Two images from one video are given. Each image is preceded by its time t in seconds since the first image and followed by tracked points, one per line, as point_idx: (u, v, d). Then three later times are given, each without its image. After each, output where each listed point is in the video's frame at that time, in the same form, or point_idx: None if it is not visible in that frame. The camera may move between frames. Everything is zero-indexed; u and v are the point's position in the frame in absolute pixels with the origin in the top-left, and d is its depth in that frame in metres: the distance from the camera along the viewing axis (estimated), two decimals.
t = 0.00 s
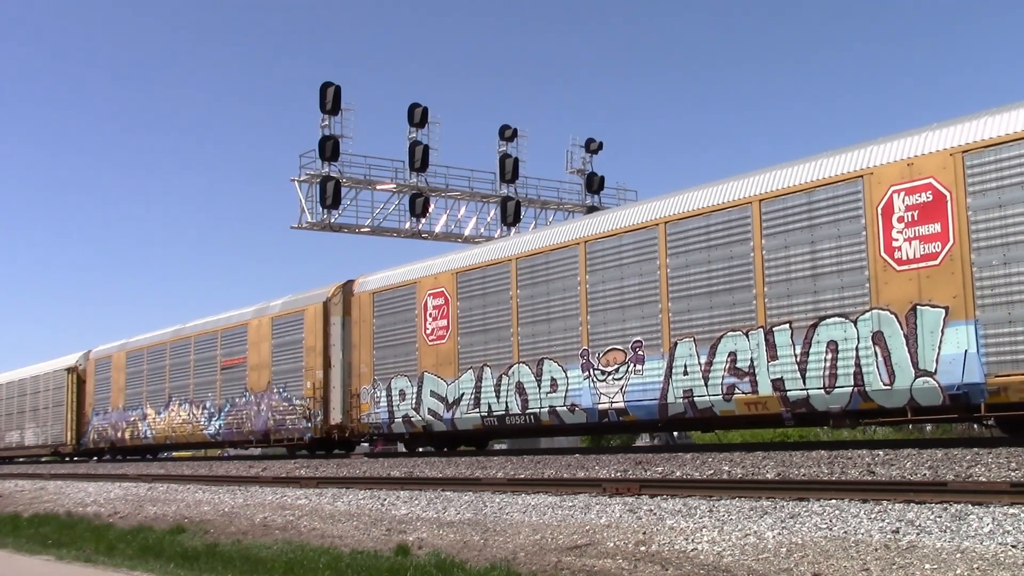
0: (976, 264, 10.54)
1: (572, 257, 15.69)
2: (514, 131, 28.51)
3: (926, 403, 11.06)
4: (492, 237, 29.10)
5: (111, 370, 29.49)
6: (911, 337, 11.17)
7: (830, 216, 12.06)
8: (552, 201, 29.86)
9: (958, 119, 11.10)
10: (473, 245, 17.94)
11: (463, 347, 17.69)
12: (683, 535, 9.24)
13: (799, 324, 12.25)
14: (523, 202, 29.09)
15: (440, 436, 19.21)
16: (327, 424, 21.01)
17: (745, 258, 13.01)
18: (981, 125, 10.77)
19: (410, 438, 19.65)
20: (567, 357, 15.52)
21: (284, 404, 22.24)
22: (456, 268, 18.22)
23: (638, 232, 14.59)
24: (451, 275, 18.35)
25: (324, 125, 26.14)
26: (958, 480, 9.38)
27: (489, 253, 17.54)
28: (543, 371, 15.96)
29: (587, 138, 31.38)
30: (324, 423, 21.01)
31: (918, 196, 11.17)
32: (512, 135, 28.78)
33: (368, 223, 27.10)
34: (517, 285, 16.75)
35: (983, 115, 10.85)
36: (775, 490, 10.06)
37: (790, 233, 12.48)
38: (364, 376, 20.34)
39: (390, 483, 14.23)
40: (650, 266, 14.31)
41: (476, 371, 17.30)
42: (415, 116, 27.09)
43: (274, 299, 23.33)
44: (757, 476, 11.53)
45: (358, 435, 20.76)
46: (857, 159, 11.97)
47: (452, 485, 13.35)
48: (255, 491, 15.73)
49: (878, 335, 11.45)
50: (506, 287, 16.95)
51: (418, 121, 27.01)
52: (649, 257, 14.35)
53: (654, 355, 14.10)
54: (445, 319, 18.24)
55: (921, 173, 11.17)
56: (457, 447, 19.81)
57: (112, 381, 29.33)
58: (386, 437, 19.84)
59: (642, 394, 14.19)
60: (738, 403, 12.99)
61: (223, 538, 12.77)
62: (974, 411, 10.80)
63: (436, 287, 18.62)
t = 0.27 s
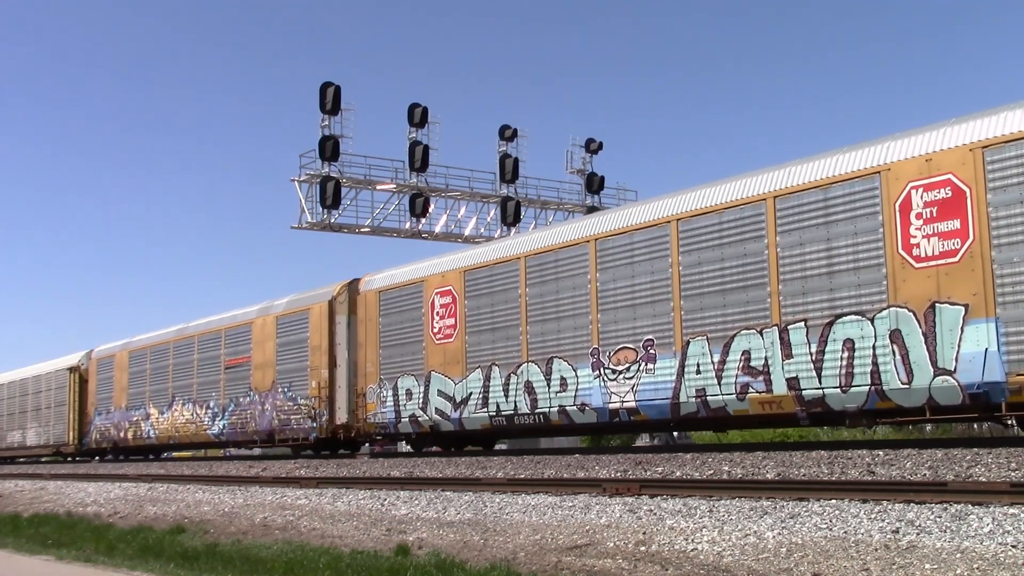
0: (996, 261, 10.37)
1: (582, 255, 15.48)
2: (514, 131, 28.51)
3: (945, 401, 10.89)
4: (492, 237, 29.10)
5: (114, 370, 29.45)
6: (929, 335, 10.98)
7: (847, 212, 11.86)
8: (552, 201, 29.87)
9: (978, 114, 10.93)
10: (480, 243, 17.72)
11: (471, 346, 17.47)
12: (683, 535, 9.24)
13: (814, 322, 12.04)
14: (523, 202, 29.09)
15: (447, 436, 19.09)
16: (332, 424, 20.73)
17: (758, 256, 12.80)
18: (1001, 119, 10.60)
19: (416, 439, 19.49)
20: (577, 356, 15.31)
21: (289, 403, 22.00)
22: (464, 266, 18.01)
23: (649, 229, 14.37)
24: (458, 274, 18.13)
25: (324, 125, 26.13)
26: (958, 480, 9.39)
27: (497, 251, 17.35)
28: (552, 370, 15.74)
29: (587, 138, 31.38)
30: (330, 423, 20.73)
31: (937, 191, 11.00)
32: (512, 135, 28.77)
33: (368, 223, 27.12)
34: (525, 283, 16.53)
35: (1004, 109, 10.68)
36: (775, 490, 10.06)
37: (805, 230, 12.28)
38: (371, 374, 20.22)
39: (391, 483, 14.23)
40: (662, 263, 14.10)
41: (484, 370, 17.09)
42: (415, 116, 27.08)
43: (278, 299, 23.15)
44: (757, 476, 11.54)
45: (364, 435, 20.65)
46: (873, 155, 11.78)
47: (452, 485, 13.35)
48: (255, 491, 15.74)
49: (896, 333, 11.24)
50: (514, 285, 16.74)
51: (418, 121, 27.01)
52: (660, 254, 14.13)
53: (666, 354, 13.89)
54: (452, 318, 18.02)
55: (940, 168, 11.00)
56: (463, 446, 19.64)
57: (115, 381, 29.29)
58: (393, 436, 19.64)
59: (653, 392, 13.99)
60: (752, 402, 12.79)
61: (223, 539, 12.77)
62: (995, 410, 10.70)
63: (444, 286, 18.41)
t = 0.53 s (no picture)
0: (1017, 258, 10.16)
1: (592, 253, 15.27)
2: (514, 131, 28.51)
3: (965, 401, 10.63)
4: (492, 237, 29.11)
5: (117, 369, 29.41)
6: (948, 333, 10.76)
7: (864, 209, 11.64)
8: (552, 201, 29.88)
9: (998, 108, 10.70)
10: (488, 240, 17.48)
11: (480, 344, 17.25)
12: (683, 535, 9.24)
13: (830, 320, 11.83)
14: (523, 202, 29.11)
15: (454, 436, 18.85)
16: (338, 423, 20.57)
17: (773, 253, 12.58)
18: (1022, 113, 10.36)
19: (423, 438, 19.29)
20: (587, 355, 15.09)
21: (294, 402, 21.80)
22: (472, 264, 17.78)
23: (661, 226, 14.15)
24: (466, 272, 17.91)
25: (324, 125, 26.14)
26: (958, 480, 9.38)
27: (505, 249, 17.14)
28: (562, 369, 15.53)
29: (587, 138, 31.39)
30: (335, 423, 20.58)
31: (956, 187, 10.77)
32: (512, 135, 28.78)
33: (368, 223, 27.14)
34: (534, 282, 16.33)
35: None
36: (775, 490, 10.06)
37: (821, 226, 12.07)
38: (377, 374, 19.99)
39: (391, 483, 14.23)
40: (674, 261, 13.88)
41: (493, 369, 16.85)
42: (415, 116, 27.09)
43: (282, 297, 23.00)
44: (757, 476, 11.53)
45: (369, 435, 20.41)
46: (890, 151, 11.55)
47: (452, 485, 13.34)
48: (255, 491, 15.73)
49: (914, 331, 11.03)
50: (523, 283, 16.53)
51: (418, 121, 27.01)
52: (672, 252, 13.92)
53: (677, 353, 13.67)
54: (460, 317, 17.83)
55: (960, 164, 10.77)
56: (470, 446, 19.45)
57: (117, 380, 29.26)
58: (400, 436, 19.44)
59: (665, 391, 13.77)
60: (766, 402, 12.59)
61: (223, 539, 12.77)
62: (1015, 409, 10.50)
63: (451, 284, 18.19)
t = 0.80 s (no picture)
0: None
1: (603, 250, 15.05)
2: (514, 131, 28.50)
3: (986, 400, 10.43)
4: (492, 237, 29.10)
5: (119, 368, 29.40)
6: (967, 331, 10.53)
7: (881, 205, 11.41)
8: (552, 201, 29.87)
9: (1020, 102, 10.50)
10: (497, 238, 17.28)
11: (488, 343, 17.04)
12: (683, 535, 9.24)
13: (847, 318, 11.61)
14: (523, 202, 29.10)
15: (462, 436, 18.65)
16: (343, 423, 20.40)
17: (788, 250, 12.36)
18: None
19: (430, 438, 19.07)
20: (598, 354, 14.87)
21: (299, 401, 21.66)
22: (479, 262, 17.57)
23: (673, 223, 13.92)
24: (473, 270, 17.69)
25: (324, 125, 26.13)
26: (958, 480, 9.38)
27: (514, 247, 16.92)
28: (572, 368, 15.32)
29: (588, 138, 31.39)
30: (341, 422, 20.40)
31: (977, 183, 10.58)
32: (512, 135, 28.77)
33: (368, 223, 27.13)
34: (543, 280, 16.12)
35: None
36: (775, 490, 10.06)
37: (836, 223, 11.84)
38: (383, 373, 19.82)
39: (391, 483, 14.22)
40: (687, 258, 13.67)
41: (501, 367, 16.62)
42: (415, 116, 27.08)
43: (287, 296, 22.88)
44: (757, 476, 11.54)
45: (375, 435, 20.22)
46: (908, 146, 11.31)
47: (452, 485, 13.34)
48: (254, 491, 15.73)
49: (933, 328, 10.81)
50: (532, 281, 16.32)
51: (418, 121, 27.00)
52: (684, 250, 13.70)
53: (689, 351, 13.47)
54: (467, 315, 17.63)
55: (980, 159, 10.58)
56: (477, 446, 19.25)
57: (120, 380, 29.25)
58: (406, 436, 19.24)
59: (677, 390, 13.60)
60: (781, 401, 12.38)
61: (223, 539, 12.77)
62: None
63: (459, 282, 17.99)
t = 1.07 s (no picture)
0: None
1: (613, 248, 14.88)
2: (514, 131, 28.52)
3: (1006, 399, 10.24)
4: (492, 237, 29.11)
5: (122, 368, 29.38)
6: (987, 330, 10.34)
7: (898, 201, 11.25)
8: (552, 201, 29.87)
9: None
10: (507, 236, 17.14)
11: (496, 342, 16.87)
12: (683, 535, 9.24)
13: (864, 316, 11.45)
14: (523, 202, 29.11)
15: (468, 436, 18.46)
16: (349, 423, 20.28)
17: (803, 247, 12.20)
18: None
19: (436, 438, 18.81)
20: (609, 353, 14.71)
21: (305, 400, 21.52)
22: (488, 261, 17.41)
23: (685, 220, 13.76)
24: (481, 268, 17.53)
25: (324, 125, 26.14)
26: (959, 480, 9.38)
27: (523, 245, 16.75)
28: (581, 367, 15.15)
29: (588, 138, 31.40)
30: (347, 422, 20.28)
31: (996, 178, 10.43)
32: (512, 135, 28.78)
33: (368, 223, 27.12)
34: (553, 278, 15.95)
35: None
36: (775, 490, 10.06)
37: (852, 220, 11.69)
38: (389, 372, 19.62)
39: (391, 483, 14.22)
40: (699, 256, 13.50)
41: (510, 367, 16.50)
42: (415, 116, 27.08)
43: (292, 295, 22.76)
44: (757, 476, 11.54)
45: (381, 434, 20.03)
46: (926, 141, 11.15)
47: (452, 485, 13.34)
48: (255, 491, 15.73)
49: (952, 326, 10.62)
50: (541, 279, 16.16)
51: (418, 121, 27.00)
52: (696, 247, 13.54)
53: (702, 350, 13.30)
54: (475, 314, 17.45)
55: (1001, 154, 10.43)
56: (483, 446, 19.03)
57: (123, 379, 29.23)
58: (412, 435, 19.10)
59: (690, 389, 13.42)
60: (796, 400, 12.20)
61: (223, 539, 12.77)
62: None
63: (467, 281, 17.82)
